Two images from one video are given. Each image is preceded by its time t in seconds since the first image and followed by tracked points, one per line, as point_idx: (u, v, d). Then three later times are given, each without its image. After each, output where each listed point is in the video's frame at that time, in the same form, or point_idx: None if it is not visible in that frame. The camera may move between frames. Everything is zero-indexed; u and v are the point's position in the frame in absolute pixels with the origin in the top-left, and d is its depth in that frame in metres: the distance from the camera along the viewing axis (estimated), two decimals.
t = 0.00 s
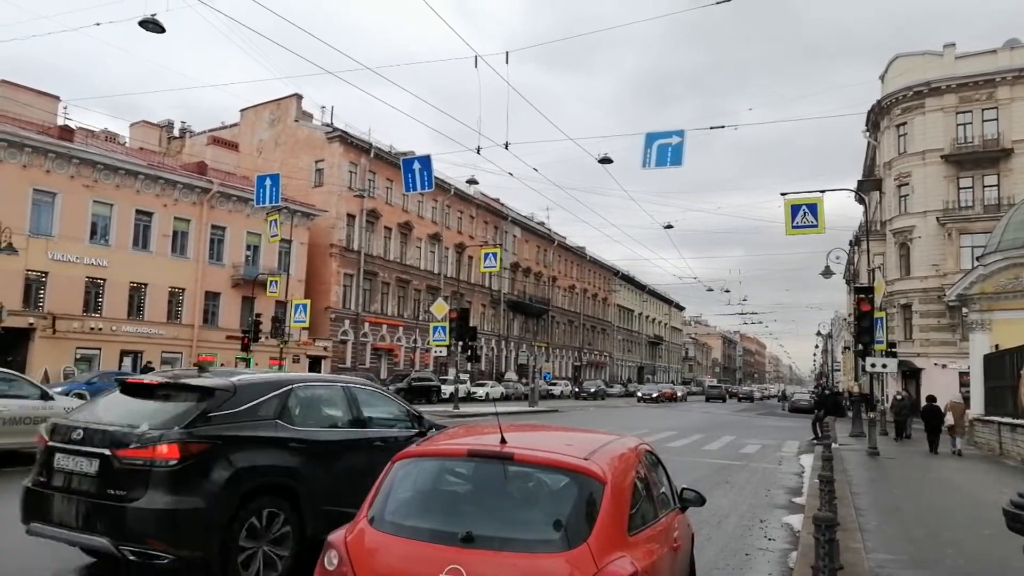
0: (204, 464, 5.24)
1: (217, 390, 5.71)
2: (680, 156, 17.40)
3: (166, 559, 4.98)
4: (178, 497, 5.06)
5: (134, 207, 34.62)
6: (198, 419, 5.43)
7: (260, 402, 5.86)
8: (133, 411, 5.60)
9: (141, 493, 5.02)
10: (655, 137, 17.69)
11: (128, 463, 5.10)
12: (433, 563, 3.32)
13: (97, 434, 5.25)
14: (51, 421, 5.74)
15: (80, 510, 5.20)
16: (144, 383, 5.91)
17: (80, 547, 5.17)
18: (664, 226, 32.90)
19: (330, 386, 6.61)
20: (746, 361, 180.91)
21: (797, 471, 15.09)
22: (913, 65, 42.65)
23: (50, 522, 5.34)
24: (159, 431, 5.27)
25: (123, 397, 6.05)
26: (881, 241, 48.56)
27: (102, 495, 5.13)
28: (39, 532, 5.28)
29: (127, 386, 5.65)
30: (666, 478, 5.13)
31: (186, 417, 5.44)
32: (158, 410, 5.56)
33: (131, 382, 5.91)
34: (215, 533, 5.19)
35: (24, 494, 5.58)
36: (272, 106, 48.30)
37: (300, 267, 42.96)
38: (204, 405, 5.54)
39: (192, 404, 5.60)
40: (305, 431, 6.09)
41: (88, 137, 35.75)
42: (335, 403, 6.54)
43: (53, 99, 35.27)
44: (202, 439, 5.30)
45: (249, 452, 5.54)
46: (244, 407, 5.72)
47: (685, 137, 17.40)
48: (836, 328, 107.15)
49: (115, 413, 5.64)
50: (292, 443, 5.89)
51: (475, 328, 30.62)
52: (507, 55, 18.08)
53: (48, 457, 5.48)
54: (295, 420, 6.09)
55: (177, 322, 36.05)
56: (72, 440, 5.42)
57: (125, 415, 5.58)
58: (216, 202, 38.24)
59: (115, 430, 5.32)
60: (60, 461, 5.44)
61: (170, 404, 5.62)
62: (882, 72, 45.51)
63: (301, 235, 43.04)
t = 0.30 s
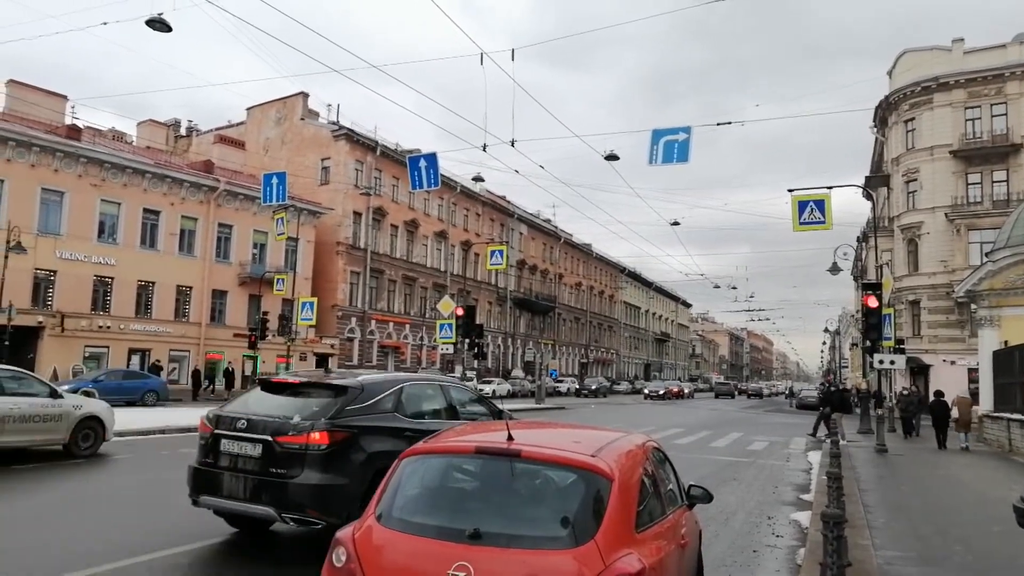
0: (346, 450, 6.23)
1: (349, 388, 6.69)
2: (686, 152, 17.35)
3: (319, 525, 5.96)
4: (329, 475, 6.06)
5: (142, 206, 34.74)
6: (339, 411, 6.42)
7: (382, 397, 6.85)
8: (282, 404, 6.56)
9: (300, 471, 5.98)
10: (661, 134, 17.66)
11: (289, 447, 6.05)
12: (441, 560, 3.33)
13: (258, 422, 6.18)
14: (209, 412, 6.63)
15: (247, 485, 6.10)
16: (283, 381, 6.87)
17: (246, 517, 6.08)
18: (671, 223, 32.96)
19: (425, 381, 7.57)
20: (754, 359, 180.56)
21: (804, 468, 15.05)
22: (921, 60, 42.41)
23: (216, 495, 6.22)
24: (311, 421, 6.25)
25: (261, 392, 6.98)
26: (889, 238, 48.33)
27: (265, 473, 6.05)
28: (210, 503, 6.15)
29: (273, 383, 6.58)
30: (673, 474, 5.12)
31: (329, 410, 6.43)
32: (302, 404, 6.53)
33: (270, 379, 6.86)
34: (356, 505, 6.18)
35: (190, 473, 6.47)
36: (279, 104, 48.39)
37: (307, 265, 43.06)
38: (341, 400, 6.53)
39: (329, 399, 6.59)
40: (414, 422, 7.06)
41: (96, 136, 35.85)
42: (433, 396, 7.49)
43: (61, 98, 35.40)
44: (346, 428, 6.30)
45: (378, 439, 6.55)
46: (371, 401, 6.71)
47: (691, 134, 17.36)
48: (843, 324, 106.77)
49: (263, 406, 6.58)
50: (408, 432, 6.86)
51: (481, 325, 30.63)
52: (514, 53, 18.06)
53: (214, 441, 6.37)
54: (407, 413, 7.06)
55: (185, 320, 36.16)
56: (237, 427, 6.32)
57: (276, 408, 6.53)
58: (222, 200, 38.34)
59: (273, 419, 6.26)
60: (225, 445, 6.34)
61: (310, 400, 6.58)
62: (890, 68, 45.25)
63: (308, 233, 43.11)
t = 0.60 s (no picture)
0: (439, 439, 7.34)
1: (438, 386, 7.82)
2: (694, 148, 17.29)
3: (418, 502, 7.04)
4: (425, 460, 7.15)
5: (150, 205, 34.88)
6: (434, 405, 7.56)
7: (464, 393, 7.97)
8: (381, 399, 7.68)
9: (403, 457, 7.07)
10: (668, 129, 17.61)
11: (393, 437, 7.17)
12: (449, 556, 3.33)
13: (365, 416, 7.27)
14: (317, 406, 7.71)
15: (356, 469, 7.20)
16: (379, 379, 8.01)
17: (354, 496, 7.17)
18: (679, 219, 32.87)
19: (494, 381, 8.67)
20: (762, 355, 180.02)
21: (813, 464, 15.00)
22: (931, 54, 42.10)
23: (327, 478, 7.33)
24: (410, 415, 7.39)
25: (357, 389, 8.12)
26: (898, 233, 48.09)
27: (371, 458, 7.16)
28: (321, 486, 7.27)
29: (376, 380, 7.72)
30: (682, 471, 5.11)
31: (424, 405, 7.55)
32: (400, 399, 7.67)
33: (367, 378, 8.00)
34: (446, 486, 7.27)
35: (303, 459, 7.59)
36: (286, 103, 48.47)
37: (314, 263, 43.15)
38: (434, 395, 7.66)
39: (421, 396, 7.71)
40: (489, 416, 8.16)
41: (104, 136, 35.99)
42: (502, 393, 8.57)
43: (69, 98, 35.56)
44: (439, 420, 7.45)
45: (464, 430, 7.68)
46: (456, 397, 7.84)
47: (699, 129, 17.30)
48: (853, 320, 106.35)
49: (364, 401, 7.69)
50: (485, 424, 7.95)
51: (489, 322, 30.64)
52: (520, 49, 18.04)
53: (324, 432, 7.46)
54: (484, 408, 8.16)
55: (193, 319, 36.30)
56: (346, 420, 7.42)
57: (376, 403, 7.63)
58: (230, 199, 38.45)
59: (378, 413, 7.38)
60: (334, 435, 7.44)
61: (404, 396, 7.71)
62: (899, 62, 44.94)
63: (316, 231, 43.22)
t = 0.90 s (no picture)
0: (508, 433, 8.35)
1: (506, 385, 8.86)
2: (704, 145, 17.22)
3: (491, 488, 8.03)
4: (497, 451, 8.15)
5: (162, 206, 35.10)
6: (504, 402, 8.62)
7: (528, 391, 9.00)
8: (456, 397, 8.73)
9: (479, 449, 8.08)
10: (678, 127, 17.56)
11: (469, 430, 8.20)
12: (463, 556, 3.33)
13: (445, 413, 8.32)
14: (397, 405, 8.73)
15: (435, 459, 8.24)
16: (452, 380, 9.10)
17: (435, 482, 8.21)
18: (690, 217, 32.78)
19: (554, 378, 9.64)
20: (774, 352, 179.25)
21: (828, 462, 14.91)
22: (943, 48, 41.72)
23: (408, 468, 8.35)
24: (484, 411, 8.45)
25: (430, 389, 9.19)
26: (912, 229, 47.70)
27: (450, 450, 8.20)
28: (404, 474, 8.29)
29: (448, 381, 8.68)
30: (695, 470, 5.09)
31: (496, 403, 8.58)
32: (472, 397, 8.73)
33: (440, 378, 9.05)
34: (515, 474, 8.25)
35: (387, 452, 8.62)
36: (296, 104, 48.67)
37: (326, 263, 43.28)
38: (504, 394, 8.71)
39: (491, 395, 8.74)
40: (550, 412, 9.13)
41: (116, 138, 36.23)
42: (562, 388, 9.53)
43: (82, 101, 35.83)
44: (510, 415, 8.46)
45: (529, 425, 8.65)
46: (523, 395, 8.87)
47: (709, 126, 17.24)
48: (866, 317, 105.67)
49: (439, 400, 8.75)
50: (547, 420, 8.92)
51: (500, 321, 30.60)
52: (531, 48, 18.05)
53: (406, 428, 8.50)
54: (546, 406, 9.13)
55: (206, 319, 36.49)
56: (427, 416, 8.48)
57: (452, 401, 8.68)
58: (242, 200, 38.66)
59: (455, 410, 8.44)
60: (415, 429, 8.49)
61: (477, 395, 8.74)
62: (911, 56, 44.56)
63: (327, 231, 43.38)
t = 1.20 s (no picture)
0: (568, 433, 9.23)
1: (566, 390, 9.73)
2: (724, 148, 17.12)
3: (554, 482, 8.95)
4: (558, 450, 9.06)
5: (186, 214, 35.53)
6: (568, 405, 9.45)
7: (585, 396, 9.83)
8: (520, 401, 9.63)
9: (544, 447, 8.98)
10: (699, 130, 17.48)
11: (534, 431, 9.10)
12: (485, 561, 3.33)
13: (513, 415, 9.20)
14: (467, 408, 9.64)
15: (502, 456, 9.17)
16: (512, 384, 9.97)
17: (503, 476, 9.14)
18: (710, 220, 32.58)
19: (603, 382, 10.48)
20: (797, 356, 177.45)
21: (853, 467, 14.72)
22: (968, 47, 41.12)
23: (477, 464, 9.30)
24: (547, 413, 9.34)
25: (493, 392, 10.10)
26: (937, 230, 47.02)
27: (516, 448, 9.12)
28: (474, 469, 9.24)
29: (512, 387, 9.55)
30: (717, 474, 5.05)
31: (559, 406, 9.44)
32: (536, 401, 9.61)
33: (504, 383, 9.99)
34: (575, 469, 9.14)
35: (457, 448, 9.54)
36: (316, 112, 49.09)
37: (347, 270, 43.55)
38: (565, 398, 9.56)
39: (553, 399, 9.61)
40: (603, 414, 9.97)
41: (140, 147, 36.73)
42: (611, 393, 10.35)
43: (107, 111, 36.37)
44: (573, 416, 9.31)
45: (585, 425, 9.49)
46: (581, 398, 9.74)
47: (729, 129, 17.15)
48: (891, 320, 104.26)
49: (505, 403, 9.65)
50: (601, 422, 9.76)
51: (520, 326, 30.54)
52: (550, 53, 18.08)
53: (476, 428, 9.45)
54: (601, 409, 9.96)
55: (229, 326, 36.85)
56: (496, 418, 9.41)
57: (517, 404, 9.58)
58: (263, 207, 39.03)
59: (522, 413, 9.34)
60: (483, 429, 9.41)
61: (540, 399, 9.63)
62: (935, 55, 43.96)
63: (348, 238, 43.66)
